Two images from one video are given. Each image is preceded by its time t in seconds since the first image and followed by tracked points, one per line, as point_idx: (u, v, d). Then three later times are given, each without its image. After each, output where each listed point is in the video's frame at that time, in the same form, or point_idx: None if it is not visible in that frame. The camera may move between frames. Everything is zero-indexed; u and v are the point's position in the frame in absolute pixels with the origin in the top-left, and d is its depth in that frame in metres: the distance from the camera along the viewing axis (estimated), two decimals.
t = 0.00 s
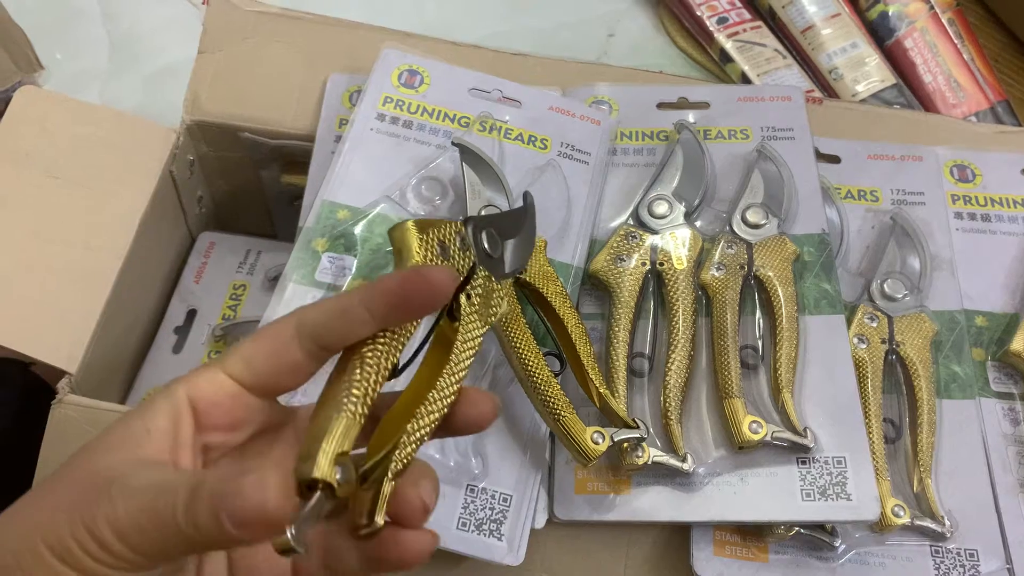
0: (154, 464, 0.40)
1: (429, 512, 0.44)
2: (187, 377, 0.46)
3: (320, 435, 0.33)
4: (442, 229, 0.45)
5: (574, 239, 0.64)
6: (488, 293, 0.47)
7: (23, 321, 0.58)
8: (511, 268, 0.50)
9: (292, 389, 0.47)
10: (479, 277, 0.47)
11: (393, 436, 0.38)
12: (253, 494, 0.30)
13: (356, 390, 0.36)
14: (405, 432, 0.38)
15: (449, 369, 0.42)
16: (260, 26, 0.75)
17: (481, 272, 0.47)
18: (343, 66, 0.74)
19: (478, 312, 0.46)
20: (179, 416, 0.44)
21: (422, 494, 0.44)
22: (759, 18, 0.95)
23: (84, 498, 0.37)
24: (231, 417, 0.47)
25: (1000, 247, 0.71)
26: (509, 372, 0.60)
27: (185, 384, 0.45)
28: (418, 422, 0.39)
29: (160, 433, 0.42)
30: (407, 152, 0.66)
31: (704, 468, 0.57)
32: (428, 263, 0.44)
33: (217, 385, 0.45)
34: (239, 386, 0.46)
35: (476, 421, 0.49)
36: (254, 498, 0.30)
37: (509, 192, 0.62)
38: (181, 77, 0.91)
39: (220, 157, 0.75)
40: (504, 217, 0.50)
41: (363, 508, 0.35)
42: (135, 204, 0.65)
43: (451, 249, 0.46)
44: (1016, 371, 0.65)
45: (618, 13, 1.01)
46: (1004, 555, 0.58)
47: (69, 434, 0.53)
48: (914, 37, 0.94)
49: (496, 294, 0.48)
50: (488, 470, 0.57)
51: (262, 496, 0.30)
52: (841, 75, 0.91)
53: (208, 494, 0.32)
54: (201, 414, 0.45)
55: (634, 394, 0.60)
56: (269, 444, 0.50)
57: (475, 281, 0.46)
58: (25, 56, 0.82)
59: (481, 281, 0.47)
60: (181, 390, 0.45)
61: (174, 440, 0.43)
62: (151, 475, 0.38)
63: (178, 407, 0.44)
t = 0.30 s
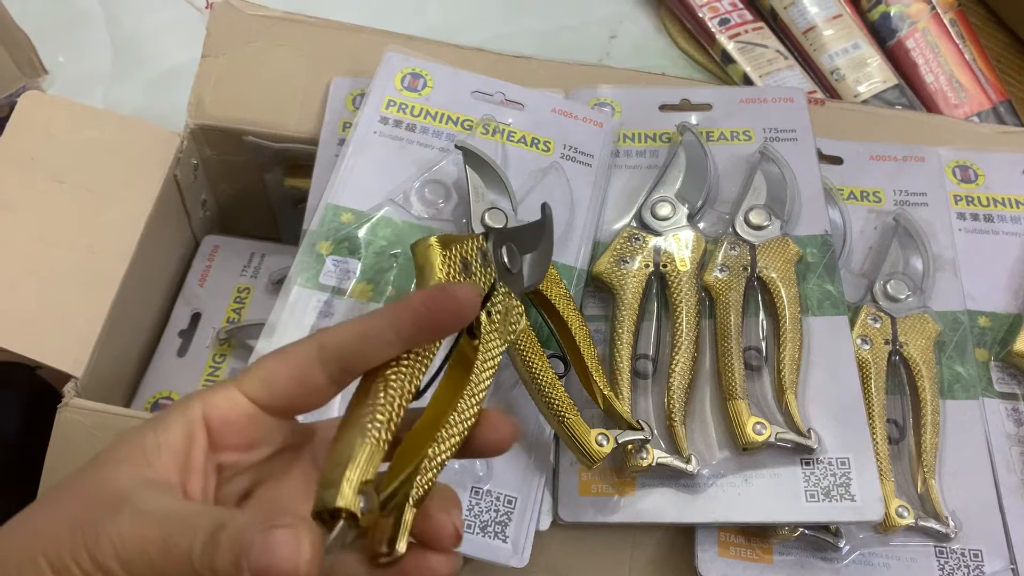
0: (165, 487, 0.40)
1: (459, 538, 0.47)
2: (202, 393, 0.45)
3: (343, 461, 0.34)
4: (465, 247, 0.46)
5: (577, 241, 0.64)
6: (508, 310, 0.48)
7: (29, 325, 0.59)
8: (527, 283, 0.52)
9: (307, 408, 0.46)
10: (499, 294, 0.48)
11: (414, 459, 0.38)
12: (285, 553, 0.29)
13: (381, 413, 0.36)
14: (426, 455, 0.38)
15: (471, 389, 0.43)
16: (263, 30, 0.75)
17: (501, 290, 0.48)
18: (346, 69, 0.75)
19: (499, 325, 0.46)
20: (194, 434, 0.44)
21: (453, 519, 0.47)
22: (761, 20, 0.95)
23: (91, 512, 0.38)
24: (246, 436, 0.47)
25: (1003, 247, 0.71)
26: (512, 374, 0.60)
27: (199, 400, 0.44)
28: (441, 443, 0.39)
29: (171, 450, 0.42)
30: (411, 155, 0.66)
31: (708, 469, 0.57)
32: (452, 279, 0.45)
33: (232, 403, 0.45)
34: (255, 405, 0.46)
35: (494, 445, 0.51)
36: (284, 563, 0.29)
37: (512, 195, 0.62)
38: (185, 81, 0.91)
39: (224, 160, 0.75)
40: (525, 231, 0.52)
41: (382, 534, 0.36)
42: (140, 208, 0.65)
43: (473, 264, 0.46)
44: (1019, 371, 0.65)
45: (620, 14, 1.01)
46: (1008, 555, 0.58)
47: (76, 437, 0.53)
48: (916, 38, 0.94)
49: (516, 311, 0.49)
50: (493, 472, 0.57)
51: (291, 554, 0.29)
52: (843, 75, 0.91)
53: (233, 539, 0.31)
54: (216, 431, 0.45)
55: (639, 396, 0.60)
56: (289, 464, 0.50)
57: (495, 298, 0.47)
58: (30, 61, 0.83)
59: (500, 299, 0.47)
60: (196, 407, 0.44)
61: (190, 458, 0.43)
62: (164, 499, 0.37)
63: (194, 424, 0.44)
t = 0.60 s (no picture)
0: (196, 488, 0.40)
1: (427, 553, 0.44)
2: (209, 386, 0.45)
3: (335, 434, 0.33)
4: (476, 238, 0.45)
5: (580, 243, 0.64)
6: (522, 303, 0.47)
7: (34, 328, 0.59)
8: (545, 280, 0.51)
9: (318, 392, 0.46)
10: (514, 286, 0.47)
11: (411, 443, 0.38)
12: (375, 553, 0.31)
13: (372, 391, 0.36)
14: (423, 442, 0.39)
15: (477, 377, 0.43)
16: (266, 33, 0.75)
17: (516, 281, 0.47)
18: (349, 73, 0.75)
19: (511, 315, 0.46)
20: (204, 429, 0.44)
21: (425, 535, 0.44)
22: (762, 21, 0.95)
23: (125, 518, 0.37)
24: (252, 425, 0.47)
25: (1006, 248, 0.71)
26: (516, 376, 0.60)
27: (205, 393, 0.45)
28: (434, 431, 0.40)
29: (186, 447, 0.42)
30: (414, 158, 0.66)
31: (712, 471, 0.57)
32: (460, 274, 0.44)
33: (238, 393, 0.45)
34: (262, 394, 0.46)
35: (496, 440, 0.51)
36: (380, 563, 0.31)
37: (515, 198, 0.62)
38: (187, 84, 0.91)
39: (227, 164, 0.75)
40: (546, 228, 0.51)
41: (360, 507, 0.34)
42: (145, 212, 0.65)
43: (485, 254, 0.46)
44: (1022, 372, 0.66)
45: (622, 16, 1.02)
46: (1013, 556, 0.58)
47: (81, 441, 0.53)
48: (918, 38, 0.94)
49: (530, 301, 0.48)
50: (497, 474, 0.57)
51: (385, 555, 0.31)
52: (845, 76, 0.91)
53: (314, 543, 0.32)
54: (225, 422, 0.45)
55: (642, 398, 0.60)
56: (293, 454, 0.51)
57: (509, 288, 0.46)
58: (33, 64, 0.83)
59: (513, 291, 0.46)
60: (203, 400, 0.44)
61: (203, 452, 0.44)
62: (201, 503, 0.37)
63: (203, 417, 0.44)
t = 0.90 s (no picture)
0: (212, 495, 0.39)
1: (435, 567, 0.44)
2: (218, 390, 0.44)
3: (346, 460, 0.34)
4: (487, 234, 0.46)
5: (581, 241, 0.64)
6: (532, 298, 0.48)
7: (35, 327, 0.59)
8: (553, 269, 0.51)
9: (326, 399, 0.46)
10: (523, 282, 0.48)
11: (421, 453, 0.39)
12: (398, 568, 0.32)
13: (385, 413, 0.37)
14: (431, 454, 0.39)
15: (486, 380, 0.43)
16: (266, 33, 0.75)
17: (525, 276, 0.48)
18: (349, 72, 0.75)
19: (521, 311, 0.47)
20: (217, 433, 0.42)
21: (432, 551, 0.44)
22: (763, 20, 0.95)
23: (144, 526, 0.36)
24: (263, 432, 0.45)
25: (1007, 247, 0.71)
26: (517, 375, 0.60)
27: (215, 398, 0.43)
28: (446, 441, 0.40)
29: (200, 451, 0.41)
30: (415, 157, 0.66)
31: (713, 469, 0.57)
32: (471, 267, 0.44)
33: (247, 398, 0.43)
34: (270, 400, 0.45)
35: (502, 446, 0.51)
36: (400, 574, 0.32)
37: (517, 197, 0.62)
38: (188, 84, 0.91)
39: (228, 163, 0.75)
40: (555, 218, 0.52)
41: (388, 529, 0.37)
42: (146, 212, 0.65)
43: (495, 250, 0.46)
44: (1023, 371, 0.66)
45: (622, 15, 1.02)
46: (1014, 555, 0.58)
47: (83, 441, 0.53)
48: (918, 37, 0.94)
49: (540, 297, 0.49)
50: (498, 473, 0.57)
51: (404, 565, 0.32)
52: (846, 75, 0.91)
53: (336, 556, 0.32)
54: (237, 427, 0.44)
55: (643, 397, 0.60)
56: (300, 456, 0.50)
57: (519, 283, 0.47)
58: (33, 64, 0.83)
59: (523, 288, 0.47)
60: (213, 404, 0.43)
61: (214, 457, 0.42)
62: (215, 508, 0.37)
63: (215, 424, 0.43)
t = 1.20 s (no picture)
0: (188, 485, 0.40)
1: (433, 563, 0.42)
2: (215, 396, 0.44)
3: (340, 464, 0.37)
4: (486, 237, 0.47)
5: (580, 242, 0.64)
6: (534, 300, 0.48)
7: (33, 327, 0.59)
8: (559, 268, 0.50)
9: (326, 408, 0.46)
10: (524, 283, 0.48)
11: (420, 450, 0.40)
12: (381, 523, 0.33)
13: (378, 418, 0.39)
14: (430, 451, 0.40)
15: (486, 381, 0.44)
16: (267, 34, 0.75)
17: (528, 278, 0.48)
18: (349, 73, 0.75)
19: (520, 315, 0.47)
20: (208, 438, 0.43)
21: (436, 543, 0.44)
22: (761, 22, 0.95)
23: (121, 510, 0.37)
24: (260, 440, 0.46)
25: (1004, 249, 0.71)
26: (516, 375, 0.60)
27: (212, 404, 0.43)
28: (444, 441, 0.41)
29: (188, 452, 0.42)
30: (414, 157, 0.66)
31: (711, 470, 0.57)
32: (466, 273, 0.45)
33: (243, 408, 0.44)
34: (268, 408, 0.44)
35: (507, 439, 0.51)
36: (380, 531, 0.33)
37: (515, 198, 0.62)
38: (187, 84, 0.91)
39: (228, 163, 0.76)
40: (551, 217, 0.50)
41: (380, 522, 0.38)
42: (145, 212, 0.65)
43: (494, 252, 0.47)
44: (1019, 372, 0.66)
45: (621, 17, 1.02)
46: (1011, 555, 0.58)
47: (81, 442, 0.53)
48: (916, 40, 0.95)
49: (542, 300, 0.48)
50: (497, 472, 0.57)
51: (385, 522, 0.33)
52: (844, 78, 0.92)
53: (315, 512, 0.32)
54: (229, 433, 0.44)
55: (642, 397, 0.60)
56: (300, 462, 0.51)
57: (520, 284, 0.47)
58: (33, 65, 0.83)
59: (524, 291, 0.48)
60: (206, 411, 0.43)
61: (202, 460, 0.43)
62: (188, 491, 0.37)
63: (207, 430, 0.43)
